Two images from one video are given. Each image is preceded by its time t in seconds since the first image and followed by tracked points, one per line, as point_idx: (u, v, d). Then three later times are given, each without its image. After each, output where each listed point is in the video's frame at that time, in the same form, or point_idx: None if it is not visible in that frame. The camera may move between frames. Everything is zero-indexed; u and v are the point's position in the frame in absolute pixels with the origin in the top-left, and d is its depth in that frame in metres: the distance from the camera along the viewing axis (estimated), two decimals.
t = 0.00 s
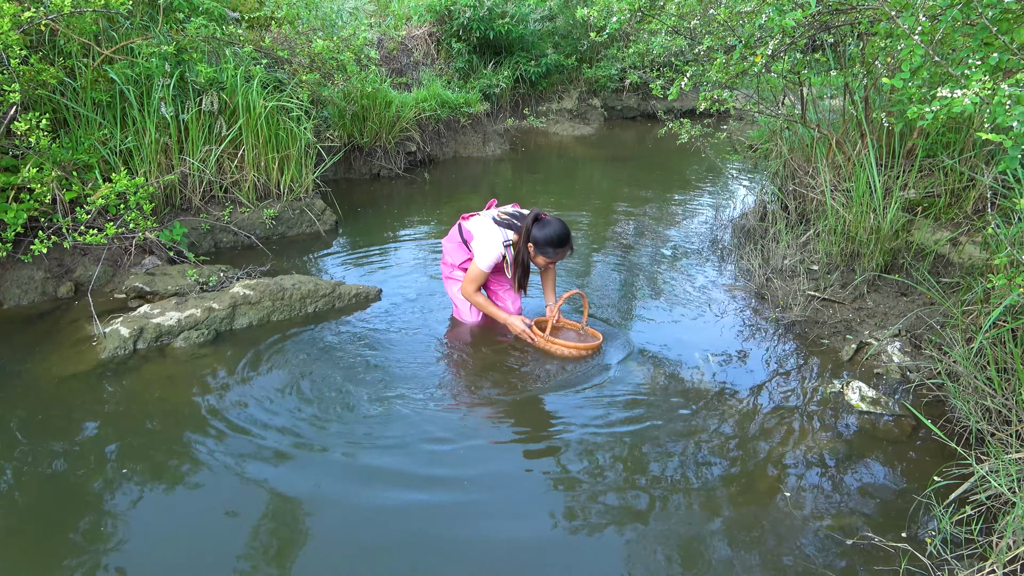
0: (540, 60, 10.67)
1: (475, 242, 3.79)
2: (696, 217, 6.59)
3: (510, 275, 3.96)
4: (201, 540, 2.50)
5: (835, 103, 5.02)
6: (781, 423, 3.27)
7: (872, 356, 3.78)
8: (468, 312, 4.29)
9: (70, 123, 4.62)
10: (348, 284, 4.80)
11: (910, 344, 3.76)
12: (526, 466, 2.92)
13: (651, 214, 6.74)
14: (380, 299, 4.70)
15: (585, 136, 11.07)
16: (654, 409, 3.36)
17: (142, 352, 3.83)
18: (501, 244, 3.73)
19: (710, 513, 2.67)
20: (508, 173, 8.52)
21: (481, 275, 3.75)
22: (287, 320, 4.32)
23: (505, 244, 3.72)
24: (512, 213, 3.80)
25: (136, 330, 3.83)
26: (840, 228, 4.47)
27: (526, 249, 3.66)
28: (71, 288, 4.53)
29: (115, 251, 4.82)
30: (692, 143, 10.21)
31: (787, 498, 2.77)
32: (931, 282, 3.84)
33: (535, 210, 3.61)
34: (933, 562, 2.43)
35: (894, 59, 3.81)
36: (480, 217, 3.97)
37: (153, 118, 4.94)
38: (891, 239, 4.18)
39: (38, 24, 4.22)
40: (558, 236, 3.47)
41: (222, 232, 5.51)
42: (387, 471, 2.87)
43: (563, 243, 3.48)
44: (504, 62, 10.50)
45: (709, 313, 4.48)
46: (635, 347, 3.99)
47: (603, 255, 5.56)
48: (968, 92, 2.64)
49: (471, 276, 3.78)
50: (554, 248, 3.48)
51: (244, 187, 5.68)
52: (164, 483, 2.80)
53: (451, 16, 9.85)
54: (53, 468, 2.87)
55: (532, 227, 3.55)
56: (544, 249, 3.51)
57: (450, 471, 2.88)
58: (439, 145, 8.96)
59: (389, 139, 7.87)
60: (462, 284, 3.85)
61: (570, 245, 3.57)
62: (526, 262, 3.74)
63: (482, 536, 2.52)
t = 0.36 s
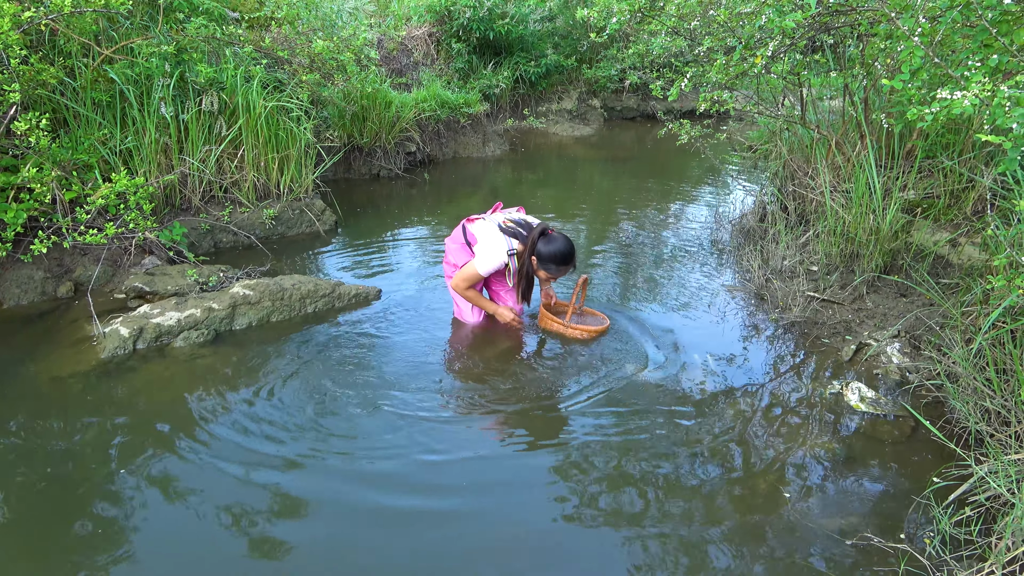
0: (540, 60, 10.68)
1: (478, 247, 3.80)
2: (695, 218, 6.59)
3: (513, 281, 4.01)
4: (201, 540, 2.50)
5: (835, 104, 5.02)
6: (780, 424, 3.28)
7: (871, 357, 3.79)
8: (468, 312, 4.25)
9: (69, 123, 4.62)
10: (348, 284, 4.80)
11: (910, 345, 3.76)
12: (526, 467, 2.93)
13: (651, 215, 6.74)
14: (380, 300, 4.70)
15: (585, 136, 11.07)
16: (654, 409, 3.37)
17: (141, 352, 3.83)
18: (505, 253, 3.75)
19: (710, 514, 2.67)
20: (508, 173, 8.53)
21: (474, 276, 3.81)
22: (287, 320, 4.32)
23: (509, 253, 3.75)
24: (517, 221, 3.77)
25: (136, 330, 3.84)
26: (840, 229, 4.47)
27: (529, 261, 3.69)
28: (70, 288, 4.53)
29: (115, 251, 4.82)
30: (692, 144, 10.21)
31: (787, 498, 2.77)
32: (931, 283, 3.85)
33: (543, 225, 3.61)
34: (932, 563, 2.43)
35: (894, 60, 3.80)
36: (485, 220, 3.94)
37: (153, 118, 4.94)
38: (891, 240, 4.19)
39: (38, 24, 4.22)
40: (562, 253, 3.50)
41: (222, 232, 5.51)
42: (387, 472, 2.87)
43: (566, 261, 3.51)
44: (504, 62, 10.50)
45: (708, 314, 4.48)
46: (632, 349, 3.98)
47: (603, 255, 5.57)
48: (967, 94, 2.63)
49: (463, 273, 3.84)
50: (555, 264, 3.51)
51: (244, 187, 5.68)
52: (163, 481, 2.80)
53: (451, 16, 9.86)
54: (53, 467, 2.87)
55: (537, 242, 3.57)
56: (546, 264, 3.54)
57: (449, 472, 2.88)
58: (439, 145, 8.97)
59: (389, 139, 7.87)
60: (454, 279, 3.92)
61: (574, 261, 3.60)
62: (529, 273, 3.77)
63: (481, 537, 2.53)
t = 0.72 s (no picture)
0: (539, 60, 10.68)
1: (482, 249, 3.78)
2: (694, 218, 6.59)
3: (517, 285, 3.94)
4: (199, 541, 2.50)
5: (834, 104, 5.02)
6: (780, 425, 3.28)
7: (870, 358, 3.79)
8: (471, 314, 4.22)
9: (68, 123, 4.62)
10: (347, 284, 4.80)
11: (909, 346, 3.76)
12: (526, 467, 2.93)
13: (650, 216, 6.75)
14: (379, 300, 4.70)
15: (584, 136, 11.08)
16: (652, 410, 3.37)
17: (141, 352, 3.83)
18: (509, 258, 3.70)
19: (709, 514, 2.68)
20: (508, 174, 8.53)
21: (473, 275, 3.79)
22: (286, 321, 4.32)
23: (514, 259, 3.70)
24: (522, 225, 3.77)
25: (135, 330, 3.84)
26: (839, 230, 4.47)
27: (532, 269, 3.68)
28: (69, 289, 4.53)
29: (114, 252, 4.83)
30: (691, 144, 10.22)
31: (785, 499, 2.77)
32: (930, 283, 3.85)
33: (546, 231, 3.65)
34: (931, 563, 2.44)
35: (893, 60, 3.81)
36: (489, 223, 3.94)
37: (152, 119, 4.94)
38: (889, 241, 4.19)
39: (37, 24, 4.22)
40: (567, 260, 3.53)
41: (221, 232, 5.51)
42: (384, 472, 2.87)
43: (571, 268, 3.54)
44: (503, 63, 10.50)
45: (707, 314, 4.49)
46: (630, 351, 3.96)
47: (602, 255, 5.58)
48: (966, 95, 2.63)
49: (463, 271, 3.82)
50: (559, 270, 3.54)
51: (243, 188, 5.68)
52: (163, 482, 2.80)
53: (451, 16, 9.86)
54: (52, 467, 2.87)
55: (541, 249, 3.59)
56: (551, 271, 3.55)
57: (449, 472, 2.88)
58: (438, 146, 8.97)
59: (388, 140, 7.87)
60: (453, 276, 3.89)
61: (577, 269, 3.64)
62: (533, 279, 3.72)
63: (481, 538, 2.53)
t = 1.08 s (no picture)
0: (539, 61, 10.68)
1: (490, 259, 3.80)
2: (693, 219, 6.59)
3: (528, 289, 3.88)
4: (196, 544, 2.49)
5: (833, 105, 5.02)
6: (778, 425, 3.28)
7: (869, 359, 3.79)
8: (473, 316, 4.17)
9: (67, 124, 4.62)
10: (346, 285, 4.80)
11: (907, 347, 3.76)
12: (525, 467, 2.93)
13: (649, 216, 6.75)
14: (378, 300, 4.70)
15: (583, 137, 11.09)
16: (652, 410, 3.37)
17: (139, 352, 3.83)
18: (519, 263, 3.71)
19: (707, 515, 2.68)
20: (507, 174, 8.53)
21: (499, 295, 3.77)
22: (285, 321, 4.32)
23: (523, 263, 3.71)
24: (524, 228, 3.78)
25: (134, 330, 3.83)
26: (838, 230, 4.47)
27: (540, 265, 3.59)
28: (68, 289, 4.53)
29: (113, 252, 4.82)
30: (690, 145, 10.24)
31: (784, 500, 2.78)
32: (929, 284, 3.85)
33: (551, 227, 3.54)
34: (930, 564, 2.44)
35: (892, 61, 3.81)
36: (492, 231, 3.97)
37: (151, 119, 4.94)
38: (888, 241, 4.20)
39: (35, 25, 4.22)
40: (571, 255, 3.39)
41: (220, 232, 5.51)
42: (382, 475, 2.86)
43: (576, 263, 3.40)
44: (502, 63, 10.50)
45: (706, 314, 4.49)
46: (627, 353, 3.95)
47: (602, 256, 5.58)
48: (964, 96, 2.64)
49: (490, 296, 3.79)
50: (566, 269, 3.43)
51: (242, 188, 5.68)
52: (162, 483, 2.80)
53: (450, 17, 9.86)
54: (51, 468, 2.87)
55: (546, 245, 3.48)
56: (556, 266, 3.43)
57: (449, 472, 2.89)
58: (438, 146, 8.97)
59: (387, 140, 7.88)
60: (481, 301, 3.85)
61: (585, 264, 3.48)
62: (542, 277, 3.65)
63: (481, 538, 2.54)
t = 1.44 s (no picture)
0: (538, 62, 10.68)
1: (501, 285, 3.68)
2: (692, 220, 6.59)
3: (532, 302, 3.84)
4: (197, 543, 2.48)
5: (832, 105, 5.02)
6: (777, 426, 3.27)
7: (868, 359, 3.79)
8: (473, 322, 4.08)
9: (66, 123, 4.61)
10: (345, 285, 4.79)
11: (906, 347, 3.77)
12: (525, 467, 2.94)
13: (648, 217, 6.75)
14: (377, 301, 4.69)
15: (582, 138, 11.08)
16: (651, 411, 3.37)
17: (138, 353, 3.82)
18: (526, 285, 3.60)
19: (706, 515, 2.67)
20: (506, 175, 8.53)
21: (524, 324, 3.69)
22: (284, 322, 4.31)
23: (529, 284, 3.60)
24: (525, 247, 3.60)
25: (132, 330, 3.83)
26: (837, 231, 4.47)
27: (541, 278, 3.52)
28: (66, 289, 4.53)
29: (111, 252, 4.81)
30: (689, 146, 10.24)
31: (783, 500, 2.77)
32: (928, 285, 3.85)
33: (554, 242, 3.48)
34: (929, 565, 2.43)
35: (891, 62, 3.81)
36: (494, 248, 3.80)
37: (150, 119, 4.94)
38: (887, 242, 4.20)
39: (34, 24, 4.22)
40: (574, 268, 3.31)
41: (219, 232, 5.50)
42: (381, 476, 2.86)
43: (576, 275, 3.31)
44: (501, 64, 10.49)
45: (705, 315, 4.49)
46: (628, 353, 3.95)
47: (601, 256, 5.58)
48: (963, 97, 2.63)
49: (516, 328, 3.73)
50: (572, 284, 3.36)
51: (241, 189, 5.67)
52: (160, 484, 2.79)
53: (449, 18, 9.86)
54: (50, 469, 2.86)
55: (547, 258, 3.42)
56: (556, 278, 3.36)
57: (449, 472, 2.89)
58: (437, 147, 8.97)
59: (386, 141, 7.87)
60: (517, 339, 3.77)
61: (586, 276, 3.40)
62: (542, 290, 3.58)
63: (482, 536, 2.54)
